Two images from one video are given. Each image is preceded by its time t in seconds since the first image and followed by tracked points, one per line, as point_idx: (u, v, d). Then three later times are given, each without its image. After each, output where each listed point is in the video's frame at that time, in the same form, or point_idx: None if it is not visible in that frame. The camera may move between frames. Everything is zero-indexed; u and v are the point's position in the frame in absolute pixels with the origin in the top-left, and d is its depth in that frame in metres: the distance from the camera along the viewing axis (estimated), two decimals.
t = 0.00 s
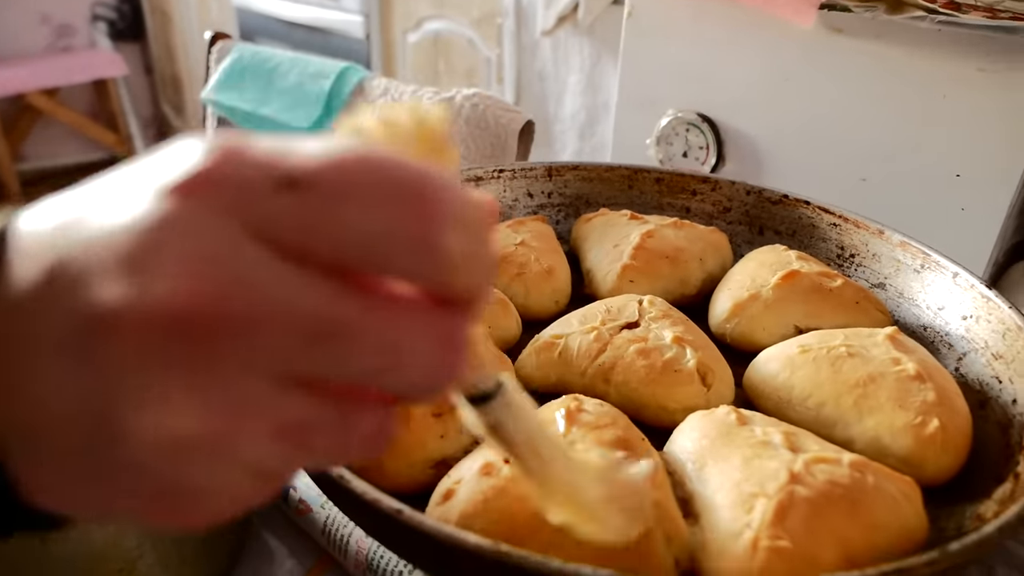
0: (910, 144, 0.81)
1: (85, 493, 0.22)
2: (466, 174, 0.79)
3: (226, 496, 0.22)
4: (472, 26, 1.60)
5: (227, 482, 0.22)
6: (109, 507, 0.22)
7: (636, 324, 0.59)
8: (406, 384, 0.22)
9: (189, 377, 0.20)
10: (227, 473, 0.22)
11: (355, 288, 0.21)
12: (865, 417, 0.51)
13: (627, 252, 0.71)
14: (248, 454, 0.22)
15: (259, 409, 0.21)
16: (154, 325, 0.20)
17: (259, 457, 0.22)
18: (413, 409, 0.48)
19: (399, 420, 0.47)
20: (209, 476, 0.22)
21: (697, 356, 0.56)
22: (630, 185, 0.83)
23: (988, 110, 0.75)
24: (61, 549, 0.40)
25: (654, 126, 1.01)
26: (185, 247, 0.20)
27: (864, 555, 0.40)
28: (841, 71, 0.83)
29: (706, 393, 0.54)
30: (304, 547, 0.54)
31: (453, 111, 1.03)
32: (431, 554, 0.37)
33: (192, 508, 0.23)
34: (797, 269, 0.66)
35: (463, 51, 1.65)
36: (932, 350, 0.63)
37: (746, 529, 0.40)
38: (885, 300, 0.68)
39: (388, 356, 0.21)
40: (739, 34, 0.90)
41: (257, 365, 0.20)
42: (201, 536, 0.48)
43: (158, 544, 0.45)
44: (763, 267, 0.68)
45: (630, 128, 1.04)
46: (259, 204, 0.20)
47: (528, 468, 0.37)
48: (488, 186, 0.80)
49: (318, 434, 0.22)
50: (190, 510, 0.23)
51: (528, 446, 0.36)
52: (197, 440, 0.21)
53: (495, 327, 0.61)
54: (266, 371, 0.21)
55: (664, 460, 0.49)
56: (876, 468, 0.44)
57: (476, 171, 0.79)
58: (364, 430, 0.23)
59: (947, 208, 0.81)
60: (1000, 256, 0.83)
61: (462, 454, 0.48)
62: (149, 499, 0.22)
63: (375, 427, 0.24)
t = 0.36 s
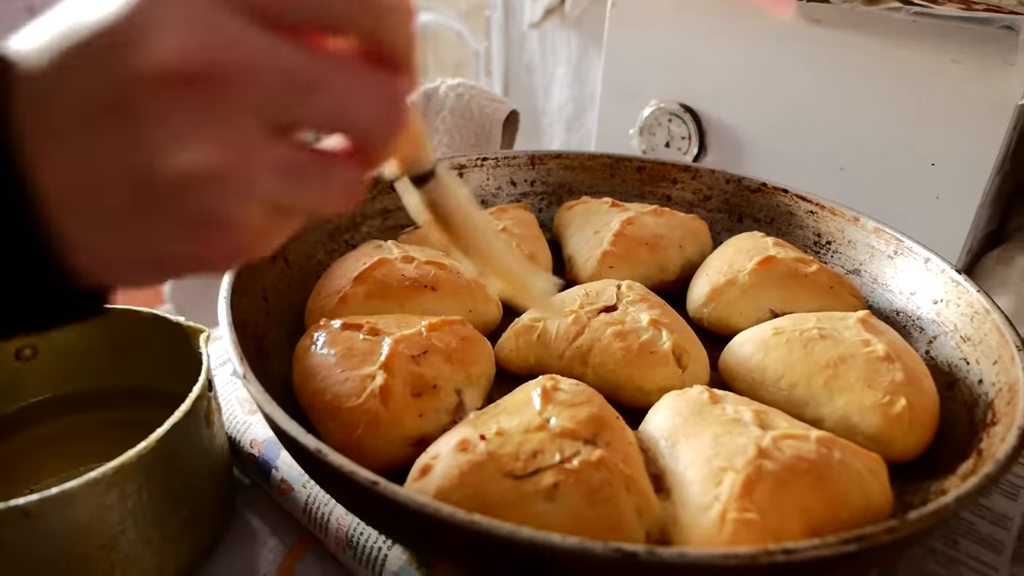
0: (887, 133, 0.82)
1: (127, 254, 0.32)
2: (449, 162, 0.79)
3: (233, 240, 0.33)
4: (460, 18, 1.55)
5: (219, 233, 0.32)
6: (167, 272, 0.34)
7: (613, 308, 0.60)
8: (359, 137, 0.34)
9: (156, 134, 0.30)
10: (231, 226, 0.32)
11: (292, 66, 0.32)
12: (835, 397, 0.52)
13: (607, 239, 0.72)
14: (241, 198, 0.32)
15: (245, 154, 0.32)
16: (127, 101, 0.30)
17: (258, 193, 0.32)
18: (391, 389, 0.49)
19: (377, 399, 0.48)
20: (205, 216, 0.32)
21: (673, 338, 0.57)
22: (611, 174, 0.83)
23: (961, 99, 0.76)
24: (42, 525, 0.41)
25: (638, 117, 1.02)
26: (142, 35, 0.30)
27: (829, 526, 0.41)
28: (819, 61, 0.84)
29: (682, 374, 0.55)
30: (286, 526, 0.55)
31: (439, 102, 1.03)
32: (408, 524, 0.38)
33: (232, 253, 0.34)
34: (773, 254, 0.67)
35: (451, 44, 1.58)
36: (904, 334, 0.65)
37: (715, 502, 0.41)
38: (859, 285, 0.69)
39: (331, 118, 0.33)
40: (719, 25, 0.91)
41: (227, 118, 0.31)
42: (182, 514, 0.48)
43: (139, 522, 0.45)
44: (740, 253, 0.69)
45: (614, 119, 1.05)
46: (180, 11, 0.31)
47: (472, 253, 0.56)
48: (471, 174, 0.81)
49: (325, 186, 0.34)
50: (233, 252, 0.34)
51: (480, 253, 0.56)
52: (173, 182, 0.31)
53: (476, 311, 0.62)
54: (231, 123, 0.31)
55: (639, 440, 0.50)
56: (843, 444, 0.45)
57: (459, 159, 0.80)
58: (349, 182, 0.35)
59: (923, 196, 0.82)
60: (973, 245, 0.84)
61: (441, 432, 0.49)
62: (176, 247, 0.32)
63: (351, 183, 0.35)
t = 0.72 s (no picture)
0: (862, 128, 0.83)
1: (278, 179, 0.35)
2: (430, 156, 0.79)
3: (363, 173, 0.37)
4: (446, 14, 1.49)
5: (354, 159, 0.36)
6: (299, 207, 0.36)
7: (592, 298, 0.61)
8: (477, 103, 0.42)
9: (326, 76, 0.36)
10: (374, 152, 0.37)
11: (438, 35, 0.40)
12: (806, 382, 0.54)
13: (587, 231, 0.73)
14: (391, 124, 0.37)
15: (389, 84, 0.37)
16: (312, 51, 0.37)
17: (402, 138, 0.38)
18: (372, 376, 0.50)
19: (359, 385, 0.49)
20: (363, 137, 0.36)
21: (649, 327, 0.58)
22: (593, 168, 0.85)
23: (934, 94, 0.78)
24: (29, 509, 0.42)
25: (620, 112, 1.03)
26: (317, 23, 0.38)
27: (796, 505, 0.42)
28: (796, 58, 0.86)
29: (658, 362, 0.56)
30: (271, 512, 0.56)
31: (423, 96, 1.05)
32: (386, 505, 0.39)
33: (364, 195, 0.37)
34: (749, 246, 0.68)
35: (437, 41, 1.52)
36: (877, 324, 0.66)
37: (685, 483, 0.43)
38: (834, 276, 0.71)
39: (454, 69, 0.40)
40: (699, 21, 0.92)
41: (376, 69, 0.38)
42: (168, 499, 0.49)
43: (125, 507, 0.46)
44: (718, 244, 0.70)
45: (597, 115, 1.06)
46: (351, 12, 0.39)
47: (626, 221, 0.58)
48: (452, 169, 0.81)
49: (460, 132, 0.39)
50: (368, 193, 0.37)
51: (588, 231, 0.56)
52: (339, 104, 0.36)
53: (458, 302, 0.63)
54: (383, 71, 0.38)
55: (615, 425, 0.51)
56: (812, 427, 0.47)
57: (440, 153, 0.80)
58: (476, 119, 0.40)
59: (898, 189, 0.83)
60: (947, 236, 0.86)
61: (421, 418, 0.50)
62: (324, 171, 0.35)
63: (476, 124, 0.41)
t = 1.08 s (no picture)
0: (829, 120, 0.85)
1: (143, 92, 0.41)
2: (409, 150, 0.80)
3: (219, 88, 0.43)
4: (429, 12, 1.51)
5: (209, 73, 0.43)
6: (162, 116, 0.41)
7: (562, 285, 0.63)
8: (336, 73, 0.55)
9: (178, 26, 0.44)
10: (232, 74, 0.45)
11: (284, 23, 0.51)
12: (767, 363, 0.56)
13: (560, 222, 0.75)
14: (245, 56, 0.46)
15: (238, 34, 0.46)
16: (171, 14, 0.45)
17: (259, 68, 0.47)
18: (345, 361, 0.51)
19: (333, 369, 0.50)
20: (216, 60, 0.44)
21: (617, 312, 0.60)
22: (568, 160, 0.86)
23: (896, 86, 0.80)
24: (8, 492, 0.43)
25: (595, 106, 1.05)
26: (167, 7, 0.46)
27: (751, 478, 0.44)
28: (765, 52, 0.88)
29: (625, 346, 0.58)
30: (248, 496, 0.57)
31: (402, 91, 1.06)
32: (355, 480, 0.40)
33: (222, 101, 0.43)
34: (717, 234, 0.70)
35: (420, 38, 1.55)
36: (840, 309, 0.68)
37: (646, 458, 0.44)
38: (800, 263, 0.73)
39: (298, 40, 0.51)
40: (671, 16, 0.94)
41: (227, 27, 0.46)
42: (145, 483, 0.50)
43: (102, 490, 0.47)
44: (686, 233, 0.72)
45: (574, 109, 1.08)
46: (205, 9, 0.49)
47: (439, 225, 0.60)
48: (430, 162, 0.82)
49: (310, 71, 0.49)
50: (226, 104, 0.43)
51: (441, 229, 0.60)
52: (197, 45, 0.44)
53: (432, 291, 0.65)
54: (234, 28, 0.47)
55: (583, 406, 0.52)
56: (769, 404, 0.49)
57: (419, 147, 0.81)
58: (334, 62, 0.50)
59: (864, 179, 0.85)
60: (911, 226, 0.88)
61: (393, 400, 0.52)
62: (183, 80, 0.42)
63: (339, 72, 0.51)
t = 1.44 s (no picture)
0: (796, 110, 0.87)
1: (272, 87, 0.43)
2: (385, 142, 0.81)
3: (330, 82, 0.46)
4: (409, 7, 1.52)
5: (319, 70, 0.45)
6: (287, 111, 0.43)
7: (534, 271, 0.64)
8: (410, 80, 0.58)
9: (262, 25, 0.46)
10: (338, 66, 0.47)
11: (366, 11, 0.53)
12: (732, 344, 0.57)
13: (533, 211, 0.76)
14: (351, 53, 0.48)
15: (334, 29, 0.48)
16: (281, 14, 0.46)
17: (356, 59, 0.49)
18: (320, 344, 0.52)
19: (308, 352, 0.52)
20: (325, 57, 0.46)
21: (587, 297, 0.61)
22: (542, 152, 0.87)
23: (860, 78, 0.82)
24: None
25: (570, 99, 1.06)
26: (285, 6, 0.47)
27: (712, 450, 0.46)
28: (734, 44, 0.90)
29: (595, 329, 0.60)
30: (227, 480, 0.58)
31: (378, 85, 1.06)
32: (329, 456, 0.42)
33: (332, 96, 0.46)
34: (686, 222, 0.72)
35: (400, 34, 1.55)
36: (806, 293, 0.70)
37: (611, 433, 0.46)
38: (768, 250, 0.74)
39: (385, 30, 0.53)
40: (643, 9, 0.96)
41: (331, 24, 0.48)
42: (124, 466, 0.52)
43: (83, 472, 0.48)
44: (656, 221, 0.73)
45: (549, 102, 1.09)
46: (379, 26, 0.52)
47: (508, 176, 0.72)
48: (406, 154, 0.82)
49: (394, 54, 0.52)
50: (337, 95, 0.46)
51: (518, 194, 0.72)
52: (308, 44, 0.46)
53: (406, 278, 0.66)
54: (331, 23, 0.48)
55: (552, 387, 0.54)
56: (732, 382, 0.50)
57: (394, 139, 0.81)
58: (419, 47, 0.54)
59: (831, 167, 0.87)
60: (878, 214, 0.90)
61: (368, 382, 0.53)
62: (305, 77, 0.44)
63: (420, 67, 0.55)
